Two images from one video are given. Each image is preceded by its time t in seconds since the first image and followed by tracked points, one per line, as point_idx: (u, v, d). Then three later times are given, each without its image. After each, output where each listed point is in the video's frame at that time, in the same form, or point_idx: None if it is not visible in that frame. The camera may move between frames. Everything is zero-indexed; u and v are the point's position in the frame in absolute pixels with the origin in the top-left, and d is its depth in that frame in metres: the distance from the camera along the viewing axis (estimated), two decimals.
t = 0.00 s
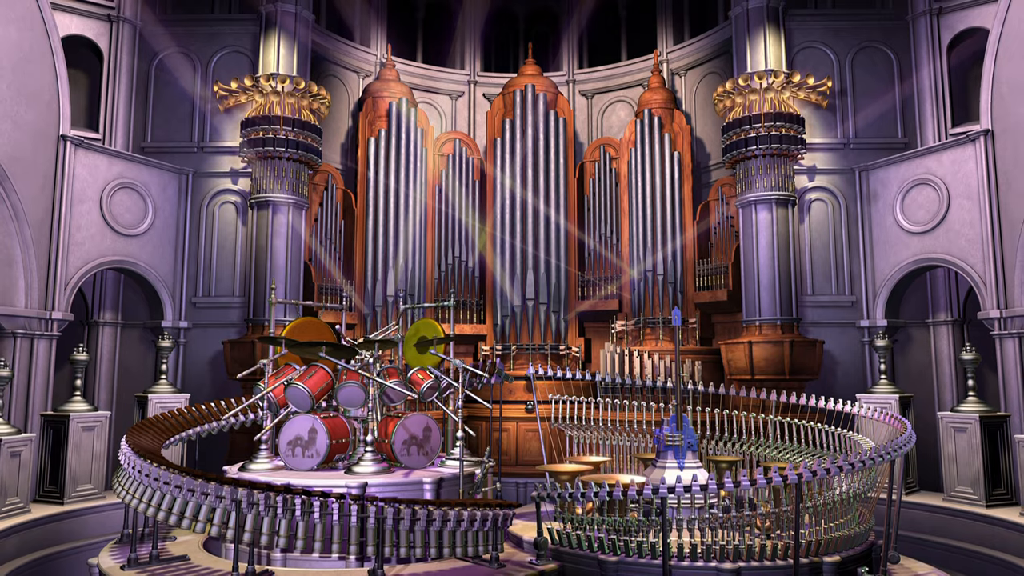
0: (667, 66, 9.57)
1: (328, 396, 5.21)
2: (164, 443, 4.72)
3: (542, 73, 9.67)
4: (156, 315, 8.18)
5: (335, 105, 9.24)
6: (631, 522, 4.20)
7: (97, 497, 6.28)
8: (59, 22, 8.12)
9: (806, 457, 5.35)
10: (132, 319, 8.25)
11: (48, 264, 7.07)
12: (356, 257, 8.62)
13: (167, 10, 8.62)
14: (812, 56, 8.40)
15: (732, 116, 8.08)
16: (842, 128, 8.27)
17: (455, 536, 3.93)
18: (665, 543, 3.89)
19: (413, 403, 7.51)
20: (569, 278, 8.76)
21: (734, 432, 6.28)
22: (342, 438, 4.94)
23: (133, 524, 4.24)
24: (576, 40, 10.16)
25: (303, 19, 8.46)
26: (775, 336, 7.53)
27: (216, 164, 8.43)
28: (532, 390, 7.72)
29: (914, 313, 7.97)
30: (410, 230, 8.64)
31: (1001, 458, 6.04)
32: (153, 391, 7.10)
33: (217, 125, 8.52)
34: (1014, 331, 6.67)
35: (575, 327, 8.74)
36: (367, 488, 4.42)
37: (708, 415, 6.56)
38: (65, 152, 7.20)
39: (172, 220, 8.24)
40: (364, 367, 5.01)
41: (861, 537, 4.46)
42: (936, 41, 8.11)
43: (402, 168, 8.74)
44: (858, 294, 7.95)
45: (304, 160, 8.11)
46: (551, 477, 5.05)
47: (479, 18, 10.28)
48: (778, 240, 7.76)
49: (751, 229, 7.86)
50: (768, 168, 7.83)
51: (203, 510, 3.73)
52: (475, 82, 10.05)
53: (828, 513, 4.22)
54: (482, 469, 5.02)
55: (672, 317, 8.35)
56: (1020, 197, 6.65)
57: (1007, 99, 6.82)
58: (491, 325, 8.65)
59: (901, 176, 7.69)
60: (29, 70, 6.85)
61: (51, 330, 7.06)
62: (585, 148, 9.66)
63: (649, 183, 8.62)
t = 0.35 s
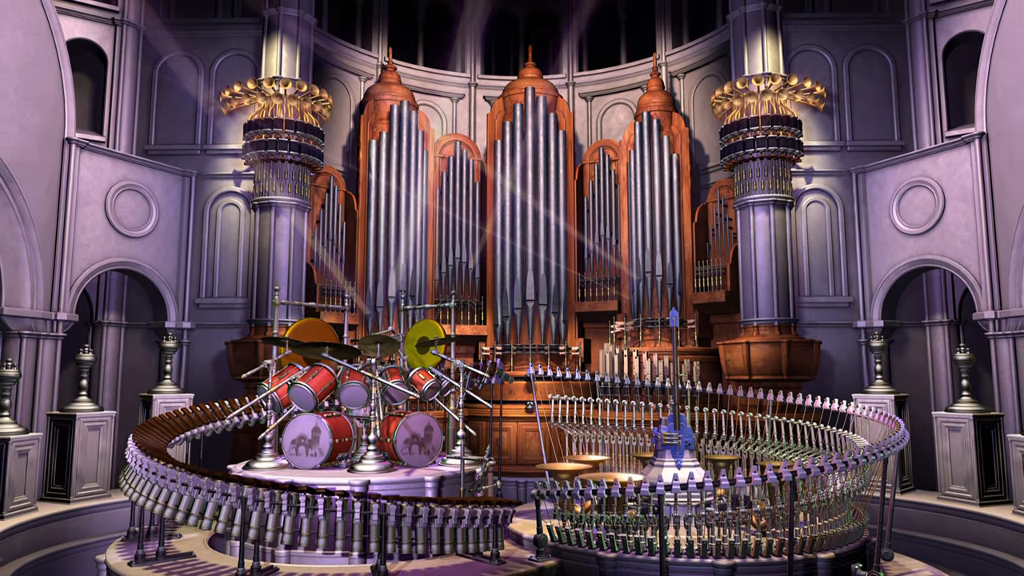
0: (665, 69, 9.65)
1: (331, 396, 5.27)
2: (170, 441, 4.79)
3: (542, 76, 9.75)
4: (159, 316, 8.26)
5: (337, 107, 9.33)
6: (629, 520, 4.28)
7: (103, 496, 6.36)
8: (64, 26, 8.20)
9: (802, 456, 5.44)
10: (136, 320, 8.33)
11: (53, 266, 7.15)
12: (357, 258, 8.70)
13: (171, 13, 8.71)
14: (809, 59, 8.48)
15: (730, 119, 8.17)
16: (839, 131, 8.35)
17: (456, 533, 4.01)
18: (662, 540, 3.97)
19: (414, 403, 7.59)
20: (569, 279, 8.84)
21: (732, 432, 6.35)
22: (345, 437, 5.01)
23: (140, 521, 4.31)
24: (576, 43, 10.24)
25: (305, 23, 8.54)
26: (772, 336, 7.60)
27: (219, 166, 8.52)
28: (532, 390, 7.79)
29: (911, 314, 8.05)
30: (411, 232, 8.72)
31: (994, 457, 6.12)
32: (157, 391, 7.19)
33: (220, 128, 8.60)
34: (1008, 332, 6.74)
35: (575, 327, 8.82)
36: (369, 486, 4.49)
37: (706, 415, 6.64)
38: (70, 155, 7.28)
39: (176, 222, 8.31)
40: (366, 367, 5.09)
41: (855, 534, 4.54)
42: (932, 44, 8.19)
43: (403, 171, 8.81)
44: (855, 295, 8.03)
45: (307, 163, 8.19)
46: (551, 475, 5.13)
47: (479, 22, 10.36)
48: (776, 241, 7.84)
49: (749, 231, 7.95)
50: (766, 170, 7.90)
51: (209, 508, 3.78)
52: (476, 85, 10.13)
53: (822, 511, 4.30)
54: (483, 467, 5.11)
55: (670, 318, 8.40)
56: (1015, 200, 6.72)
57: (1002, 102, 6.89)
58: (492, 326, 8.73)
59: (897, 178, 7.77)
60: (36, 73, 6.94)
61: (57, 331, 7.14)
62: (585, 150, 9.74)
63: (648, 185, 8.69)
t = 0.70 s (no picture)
0: (664, 72, 9.73)
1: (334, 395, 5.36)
2: (176, 440, 4.88)
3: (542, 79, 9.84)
4: (163, 316, 8.34)
5: (338, 110, 9.41)
6: (627, 517, 4.37)
7: (108, 495, 6.44)
8: (69, 29, 8.29)
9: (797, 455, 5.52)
10: (139, 321, 8.41)
11: (59, 267, 7.24)
12: (359, 259, 8.78)
13: (174, 17, 8.80)
14: (806, 62, 8.56)
15: (728, 121, 8.25)
16: (836, 133, 8.43)
17: (457, 530, 4.08)
18: (660, 537, 4.06)
19: (415, 403, 7.68)
20: (569, 280, 8.91)
21: (729, 431, 6.43)
22: (348, 437, 5.09)
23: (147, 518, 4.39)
24: (576, 46, 10.33)
25: (307, 26, 8.64)
26: (770, 337, 7.68)
27: (221, 169, 8.60)
28: (532, 390, 7.86)
29: (907, 315, 8.13)
30: (412, 233, 8.79)
31: (988, 456, 6.19)
32: (162, 391, 7.28)
33: (223, 130, 8.68)
34: (1003, 332, 6.82)
35: (574, 328, 8.89)
36: (372, 484, 4.58)
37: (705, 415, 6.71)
38: (75, 157, 7.36)
39: (179, 224, 8.39)
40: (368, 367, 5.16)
41: (850, 531, 4.62)
42: (928, 48, 8.28)
43: (405, 173, 8.90)
44: (852, 296, 8.11)
45: (309, 165, 8.27)
46: (550, 474, 5.20)
47: (480, 25, 10.45)
48: (773, 243, 7.92)
49: (747, 232, 8.03)
50: (763, 173, 7.99)
51: (215, 505, 3.86)
52: (476, 88, 10.21)
53: (817, 508, 4.38)
54: (483, 465, 5.20)
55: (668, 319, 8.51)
56: (1009, 201, 6.80)
57: (996, 104, 6.97)
58: (492, 326, 8.81)
59: (894, 181, 7.85)
60: (42, 77, 7.02)
61: (62, 331, 7.22)
62: (585, 152, 9.82)
63: (647, 186, 8.77)
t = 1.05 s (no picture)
0: (663, 74, 9.81)
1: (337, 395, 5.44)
2: (181, 439, 4.96)
3: (543, 82, 9.93)
4: (166, 317, 8.43)
5: (340, 113, 9.50)
6: (625, 514, 4.47)
7: (114, 493, 6.52)
8: (74, 33, 8.38)
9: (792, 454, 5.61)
10: (143, 322, 8.50)
11: (64, 268, 7.32)
12: (360, 260, 8.86)
13: (178, 21, 8.89)
14: (804, 65, 8.64)
15: (726, 124, 8.32)
16: (833, 136, 8.51)
17: (458, 526, 4.14)
18: (657, 534, 4.14)
19: (417, 403, 7.77)
20: (568, 281, 8.98)
21: (726, 430, 6.51)
22: (350, 436, 5.16)
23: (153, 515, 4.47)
24: (576, 48, 10.41)
25: (309, 30, 8.73)
26: (767, 337, 7.77)
27: (224, 171, 8.68)
28: (532, 390, 7.93)
29: (903, 316, 8.21)
30: (413, 235, 8.87)
31: (982, 455, 6.27)
32: (166, 391, 7.36)
33: (226, 133, 8.76)
34: (997, 333, 6.89)
35: (574, 329, 8.97)
36: (374, 482, 4.66)
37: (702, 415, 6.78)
38: (80, 160, 7.45)
39: (183, 226, 8.48)
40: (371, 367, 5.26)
41: (844, 529, 4.70)
42: (924, 51, 8.37)
43: (406, 175, 8.98)
44: (848, 297, 8.19)
45: (311, 168, 8.35)
46: (550, 472, 5.28)
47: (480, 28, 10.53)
48: (771, 244, 8.00)
49: (745, 234, 8.11)
50: (761, 175, 8.07)
51: (221, 502, 3.96)
52: (477, 90, 10.29)
53: (812, 506, 4.47)
54: (484, 464, 5.28)
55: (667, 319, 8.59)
56: (1004, 204, 6.87)
57: (991, 108, 7.04)
58: (492, 327, 8.89)
59: (890, 183, 7.93)
60: (47, 80, 7.09)
61: (67, 332, 7.30)
62: (585, 154, 9.91)
63: (646, 188, 8.85)
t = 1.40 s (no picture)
0: (662, 77, 9.89)
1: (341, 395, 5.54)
2: (187, 438, 5.04)
3: (542, 85, 10.01)
4: (170, 318, 8.51)
5: (342, 115, 9.58)
6: (623, 512, 4.57)
7: (119, 492, 6.60)
8: (78, 37, 8.47)
9: (787, 453, 5.69)
10: (147, 323, 8.58)
11: (69, 269, 7.40)
12: (361, 262, 8.94)
13: (182, 25, 8.98)
14: (802, 68, 8.72)
15: (724, 127, 8.40)
16: (830, 138, 8.58)
17: (459, 524, 4.22)
18: (654, 531, 4.22)
19: (418, 403, 7.87)
20: (568, 282, 9.05)
21: (724, 430, 6.59)
22: (353, 435, 5.27)
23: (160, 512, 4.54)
24: (575, 51, 10.50)
25: (311, 34, 8.82)
26: (765, 338, 7.84)
27: (227, 173, 8.76)
28: (532, 390, 8.01)
29: (900, 316, 8.29)
30: (414, 237, 8.95)
31: (976, 454, 6.34)
32: (170, 391, 7.45)
33: (229, 135, 8.85)
34: (992, 334, 6.97)
35: (573, 330, 9.05)
36: (377, 480, 4.74)
37: (700, 415, 6.86)
38: (85, 162, 7.53)
39: (186, 228, 8.56)
40: (373, 367, 5.34)
41: (838, 526, 4.78)
42: (920, 55, 8.45)
43: (407, 177, 9.06)
44: (845, 298, 8.26)
45: (313, 170, 8.43)
46: (549, 471, 5.35)
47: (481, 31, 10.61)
48: (768, 246, 8.08)
49: (742, 236, 8.19)
50: (758, 177, 8.15)
51: (226, 500, 4.04)
52: (477, 93, 10.37)
53: (807, 504, 4.55)
54: (485, 462, 5.36)
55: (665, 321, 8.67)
56: (998, 206, 6.95)
57: (986, 111, 7.12)
58: (493, 328, 8.96)
59: (887, 185, 8.01)
60: (53, 84, 7.17)
61: (72, 333, 7.38)
62: (584, 157, 9.99)
63: (644, 190, 8.94)
